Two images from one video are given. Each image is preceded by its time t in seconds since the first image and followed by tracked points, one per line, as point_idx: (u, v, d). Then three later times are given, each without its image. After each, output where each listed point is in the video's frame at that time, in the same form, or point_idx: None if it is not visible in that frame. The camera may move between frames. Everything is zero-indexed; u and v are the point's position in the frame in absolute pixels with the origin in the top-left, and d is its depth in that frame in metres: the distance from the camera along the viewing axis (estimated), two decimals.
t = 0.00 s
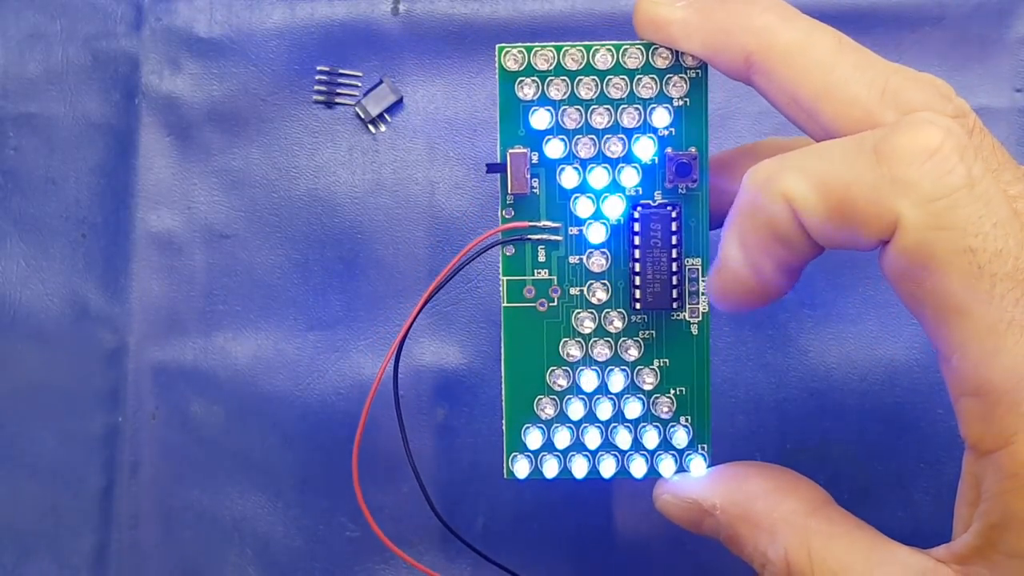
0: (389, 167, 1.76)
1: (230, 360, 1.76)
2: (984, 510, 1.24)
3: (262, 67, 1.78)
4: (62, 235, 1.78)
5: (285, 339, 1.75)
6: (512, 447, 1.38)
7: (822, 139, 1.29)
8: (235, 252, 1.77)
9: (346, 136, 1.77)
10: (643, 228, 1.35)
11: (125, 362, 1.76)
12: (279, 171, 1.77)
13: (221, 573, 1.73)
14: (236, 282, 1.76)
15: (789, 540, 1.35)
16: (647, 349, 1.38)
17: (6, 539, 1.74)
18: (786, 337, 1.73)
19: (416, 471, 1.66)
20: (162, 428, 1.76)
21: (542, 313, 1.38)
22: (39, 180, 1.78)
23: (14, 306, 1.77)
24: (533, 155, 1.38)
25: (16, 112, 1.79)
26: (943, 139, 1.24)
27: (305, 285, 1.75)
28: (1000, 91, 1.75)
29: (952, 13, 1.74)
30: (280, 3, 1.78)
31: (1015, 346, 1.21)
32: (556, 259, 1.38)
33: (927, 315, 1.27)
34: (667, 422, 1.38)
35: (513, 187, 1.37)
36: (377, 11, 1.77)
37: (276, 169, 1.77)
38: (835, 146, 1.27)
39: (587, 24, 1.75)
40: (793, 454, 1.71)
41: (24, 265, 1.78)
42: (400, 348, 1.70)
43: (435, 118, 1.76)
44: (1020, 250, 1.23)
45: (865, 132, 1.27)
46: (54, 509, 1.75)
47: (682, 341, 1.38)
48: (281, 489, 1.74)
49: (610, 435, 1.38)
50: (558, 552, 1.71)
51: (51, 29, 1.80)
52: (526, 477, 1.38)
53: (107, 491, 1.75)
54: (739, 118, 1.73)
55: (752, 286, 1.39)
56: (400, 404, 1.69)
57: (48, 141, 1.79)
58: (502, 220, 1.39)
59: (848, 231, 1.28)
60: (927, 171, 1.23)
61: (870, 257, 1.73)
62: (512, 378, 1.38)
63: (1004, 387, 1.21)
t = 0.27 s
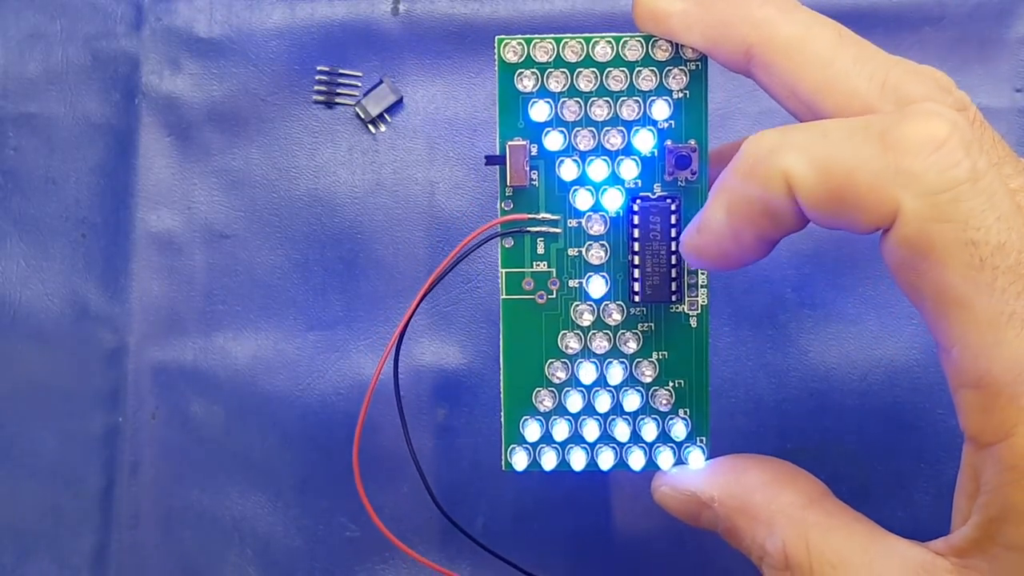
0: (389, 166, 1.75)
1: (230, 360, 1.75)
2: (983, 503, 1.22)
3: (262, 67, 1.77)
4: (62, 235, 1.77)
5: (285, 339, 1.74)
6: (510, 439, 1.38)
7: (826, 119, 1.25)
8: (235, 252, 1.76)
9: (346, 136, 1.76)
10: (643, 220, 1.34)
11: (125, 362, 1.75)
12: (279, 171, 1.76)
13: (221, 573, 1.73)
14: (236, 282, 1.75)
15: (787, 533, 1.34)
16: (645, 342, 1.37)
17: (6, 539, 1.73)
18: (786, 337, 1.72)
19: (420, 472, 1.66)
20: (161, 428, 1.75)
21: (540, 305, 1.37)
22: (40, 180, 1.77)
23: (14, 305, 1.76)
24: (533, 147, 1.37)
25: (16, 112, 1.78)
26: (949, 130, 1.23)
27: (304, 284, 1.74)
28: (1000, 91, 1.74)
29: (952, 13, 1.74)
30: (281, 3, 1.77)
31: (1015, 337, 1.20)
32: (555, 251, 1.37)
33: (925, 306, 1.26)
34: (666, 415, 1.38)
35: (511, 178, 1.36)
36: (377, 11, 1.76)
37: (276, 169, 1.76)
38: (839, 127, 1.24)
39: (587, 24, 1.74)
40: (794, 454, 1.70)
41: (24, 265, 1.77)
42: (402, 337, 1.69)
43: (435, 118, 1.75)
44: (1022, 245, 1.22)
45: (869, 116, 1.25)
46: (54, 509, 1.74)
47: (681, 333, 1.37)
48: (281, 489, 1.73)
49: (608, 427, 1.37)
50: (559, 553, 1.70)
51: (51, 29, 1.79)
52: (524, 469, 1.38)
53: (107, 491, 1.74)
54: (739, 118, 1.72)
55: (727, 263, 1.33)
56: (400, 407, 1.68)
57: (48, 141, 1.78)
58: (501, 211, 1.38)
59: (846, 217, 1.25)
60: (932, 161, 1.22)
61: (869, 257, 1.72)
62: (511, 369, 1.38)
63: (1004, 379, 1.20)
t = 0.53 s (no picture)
0: (389, 167, 1.76)
1: (230, 360, 1.75)
2: (985, 497, 1.23)
3: (262, 67, 1.77)
4: (62, 235, 1.77)
5: (285, 339, 1.75)
6: (511, 438, 1.38)
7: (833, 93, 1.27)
8: (235, 252, 1.76)
9: (345, 136, 1.76)
10: (642, 218, 1.36)
11: (125, 361, 1.76)
12: (279, 171, 1.77)
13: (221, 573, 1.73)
14: (236, 282, 1.76)
15: (788, 530, 1.34)
16: (645, 340, 1.38)
17: (6, 539, 1.74)
18: (786, 337, 1.72)
19: (420, 471, 1.67)
20: (161, 428, 1.75)
21: (540, 304, 1.38)
22: (40, 180, 1.78)
23: (13, 305, 1.77)
24: (532, 145, 1.38)
25: (16, 112, 1.78)
26: (957, 124, 1.25)
27: (304, 284, 1.75)
28: (1000, 91, 1.74)
29: (952, 13, 1.74)
30: (281, 3, 1.78)
31: (1016, 332, 1.21)
32: (555, 250, 1.38)
33: (927, 299, 1.26)
34: (666, 413, 1.38)
35: (510, 176, 1.37)
36: (377, 11, 1.76)
37: (276, 169, 1.77)
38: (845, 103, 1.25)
39: (587, 24, 1.74)
40: (793, 454, 1.70)
41: (24, 265, 1.77)
42: (402, 335, 1.70)
43: (435, 119, 1.76)
44: None
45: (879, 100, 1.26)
46: (54, 509, 1.74)
47: (680, 332, 1.38)
48: (281, 489, 1.73)
49: (608, 426, 1.38)
50: (558, 553, 1.70)
51: (51, 29, 1.80)
52: (524, 468, 1.38)
53: (107, 491, 1.75)
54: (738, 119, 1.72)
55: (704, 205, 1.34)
56: (402, 411, 1.70)
57: (47, 141, 1.78)
58: (500, 210, 1.39)
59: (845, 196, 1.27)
60: (938, 154, 1.23)
61: (869, 257, 1.73)
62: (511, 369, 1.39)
63: (1006, 373, 1.21)
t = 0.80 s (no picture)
0: (389, 167, 1.76)
1: (230, 360, 1.75)
2: (991, 492, 1.23)
3: (262, 67, 1.77)
4: (62, 235, 1.77)
5: (285, 339, 1.75)
6: (517, 432, 1.37)
7: (833, 77, 1.28)
8: (235, 252, 1.76)
9: (345, 137, 1.76)
10: (649, 211, 1.35)
11: (126, 361, 1.76)
12: (279, 171, 1.77)
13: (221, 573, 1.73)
14: (236, 282, 1.76)
15: (794, 524, 1.34)
16: (652, 334, 1.37)
17: (6, 539, 1.74)
18: (786, 337, 1.72)
19: (425, 463, 1.66)
20: (161, 428, 1.75)
21: (547, 297, 1.37)
22: (39, 180, 1.78)
23: (13, 305, 1.77)
24: (539, 139, 1.37)
25: (16, 112, 1.78)
26: (954, 127, 1.26)
27: (304, 284, 1.75)
28: (1000, 91, 1.74)
29: (951, 13, 1.74)
30: (280, 3, 1.78)
31: (1018, 326, 1.22)
32: (561, 243, 1.37)
33: (925, 293, 1.28)
34: (673, 407, 1.37)
35: (517, 170, 1.36)
36: (377, 11, 1.76)
37: (276, 169, 1.77)
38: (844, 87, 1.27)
39: (587, 24, 1.74)
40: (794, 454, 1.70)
41: (24, 265, 1.77)
42: (406, 334, 1.70)
43: (435, 119, 1.76)
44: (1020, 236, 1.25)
45: (878, 90, 1.27)
46: (54, 508, 1.74)
47: (687, 325, 1.37)
48: (281, 489, 1.73)
49: (615, 419, 1.38)
50: (558, 554, 1.70)
51: (51, 29, 1.80)
52: (531, 462, 1.37)
53: (107, 491, 1.75)
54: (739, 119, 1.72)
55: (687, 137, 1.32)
56: (410, 407, 1.70)
57: (48, 141, 1.78)
58: (506, 204, 1.38)
59: (834, 182, 1.28)
60: (931, 154, 1.24)
61: (869, 257, 1.73)
62: (516, 362, 1.38)
63: (1007, 367, 1.22)
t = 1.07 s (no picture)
0: (389, 167, 1.75)
1: (230, 360, 1.75)
2: (988, 495, 1.23)
3: (262, 67, 1.77)
4: (62, 235, 1.77)
5: (285, 339, 1.75)
6: (514, 433, 1.37)
7: (821, 81, 1.28)
8: (235, 252, 1.76)
9: (346, 136, 1.76)
10: (647, 213, 1.34)
11: (126, 362, 1.76)
12: (279, 171, 1.76)
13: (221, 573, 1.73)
14: (236, 282, 1.76)
15: (791, 527, 1.34)
16: (650, 335, 1.37)
17: (6, 539, 1.74)
18: (786, 336, 1.72)
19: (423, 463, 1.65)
20: (161, 428, 1.75)
21: (545, 299, 1.37)
22: (39, 180, 1.77)
23: (13, 305, 1.76)
24: (537, 140, 1.37)
25: (16, 112, 1.78)
26: (938, 133, 1.26)
27: (304, 284, 1.75)
28: (1000, 91, 1.74)
29: (951, 14, 1.74)
30: (281, 3, 1.78)
31: (1010, 328, 1.21)
32: (559, 244, 1.37)
33: (914, 297, 1.27)
34: (671, 409, 1.37)
35: (516, 172, 1.36)
36: (377, 11, 1.76)
37: (276, 170, 1.76)
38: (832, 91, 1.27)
39: (587, 24, 1.74)
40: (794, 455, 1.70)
41: (24, 265, 1.77)
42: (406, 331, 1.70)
43: (435, 119, 1.76)
44: (1006, 239, 1.24)
45: (865, 95, 1.28)
46: (54, 508, 1.74)
47: (685, 327, 1.37)
48: (281, 489, 1.73)
49: (613, 421, 1.37)
50: (558, 554, 1.70)
51: (51, 29, 1.80)
52: (528, 463, 1.36)
53: (107, 491, 1.75)
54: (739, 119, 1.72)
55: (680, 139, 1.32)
56: (409, 407, 1.69)
57: (47, 141, 1.78)
58: (505, 205, 1.38)
59: (819, 188, 1.29)
60: (914, 160, 1.24)
61: (868, 257, 1.73)
62: (513, 363, 1.37)
63: (999, 369, 1.21)
